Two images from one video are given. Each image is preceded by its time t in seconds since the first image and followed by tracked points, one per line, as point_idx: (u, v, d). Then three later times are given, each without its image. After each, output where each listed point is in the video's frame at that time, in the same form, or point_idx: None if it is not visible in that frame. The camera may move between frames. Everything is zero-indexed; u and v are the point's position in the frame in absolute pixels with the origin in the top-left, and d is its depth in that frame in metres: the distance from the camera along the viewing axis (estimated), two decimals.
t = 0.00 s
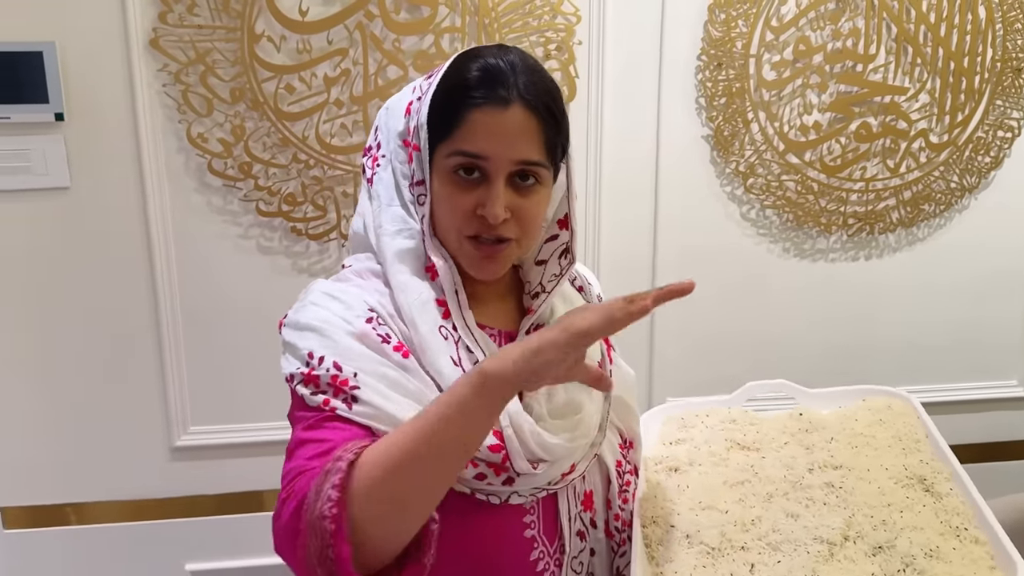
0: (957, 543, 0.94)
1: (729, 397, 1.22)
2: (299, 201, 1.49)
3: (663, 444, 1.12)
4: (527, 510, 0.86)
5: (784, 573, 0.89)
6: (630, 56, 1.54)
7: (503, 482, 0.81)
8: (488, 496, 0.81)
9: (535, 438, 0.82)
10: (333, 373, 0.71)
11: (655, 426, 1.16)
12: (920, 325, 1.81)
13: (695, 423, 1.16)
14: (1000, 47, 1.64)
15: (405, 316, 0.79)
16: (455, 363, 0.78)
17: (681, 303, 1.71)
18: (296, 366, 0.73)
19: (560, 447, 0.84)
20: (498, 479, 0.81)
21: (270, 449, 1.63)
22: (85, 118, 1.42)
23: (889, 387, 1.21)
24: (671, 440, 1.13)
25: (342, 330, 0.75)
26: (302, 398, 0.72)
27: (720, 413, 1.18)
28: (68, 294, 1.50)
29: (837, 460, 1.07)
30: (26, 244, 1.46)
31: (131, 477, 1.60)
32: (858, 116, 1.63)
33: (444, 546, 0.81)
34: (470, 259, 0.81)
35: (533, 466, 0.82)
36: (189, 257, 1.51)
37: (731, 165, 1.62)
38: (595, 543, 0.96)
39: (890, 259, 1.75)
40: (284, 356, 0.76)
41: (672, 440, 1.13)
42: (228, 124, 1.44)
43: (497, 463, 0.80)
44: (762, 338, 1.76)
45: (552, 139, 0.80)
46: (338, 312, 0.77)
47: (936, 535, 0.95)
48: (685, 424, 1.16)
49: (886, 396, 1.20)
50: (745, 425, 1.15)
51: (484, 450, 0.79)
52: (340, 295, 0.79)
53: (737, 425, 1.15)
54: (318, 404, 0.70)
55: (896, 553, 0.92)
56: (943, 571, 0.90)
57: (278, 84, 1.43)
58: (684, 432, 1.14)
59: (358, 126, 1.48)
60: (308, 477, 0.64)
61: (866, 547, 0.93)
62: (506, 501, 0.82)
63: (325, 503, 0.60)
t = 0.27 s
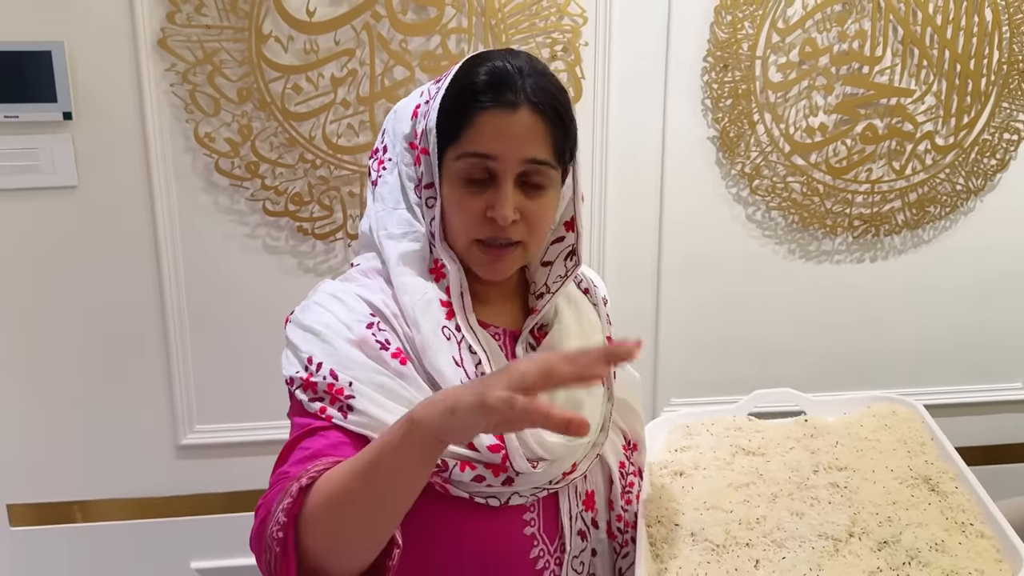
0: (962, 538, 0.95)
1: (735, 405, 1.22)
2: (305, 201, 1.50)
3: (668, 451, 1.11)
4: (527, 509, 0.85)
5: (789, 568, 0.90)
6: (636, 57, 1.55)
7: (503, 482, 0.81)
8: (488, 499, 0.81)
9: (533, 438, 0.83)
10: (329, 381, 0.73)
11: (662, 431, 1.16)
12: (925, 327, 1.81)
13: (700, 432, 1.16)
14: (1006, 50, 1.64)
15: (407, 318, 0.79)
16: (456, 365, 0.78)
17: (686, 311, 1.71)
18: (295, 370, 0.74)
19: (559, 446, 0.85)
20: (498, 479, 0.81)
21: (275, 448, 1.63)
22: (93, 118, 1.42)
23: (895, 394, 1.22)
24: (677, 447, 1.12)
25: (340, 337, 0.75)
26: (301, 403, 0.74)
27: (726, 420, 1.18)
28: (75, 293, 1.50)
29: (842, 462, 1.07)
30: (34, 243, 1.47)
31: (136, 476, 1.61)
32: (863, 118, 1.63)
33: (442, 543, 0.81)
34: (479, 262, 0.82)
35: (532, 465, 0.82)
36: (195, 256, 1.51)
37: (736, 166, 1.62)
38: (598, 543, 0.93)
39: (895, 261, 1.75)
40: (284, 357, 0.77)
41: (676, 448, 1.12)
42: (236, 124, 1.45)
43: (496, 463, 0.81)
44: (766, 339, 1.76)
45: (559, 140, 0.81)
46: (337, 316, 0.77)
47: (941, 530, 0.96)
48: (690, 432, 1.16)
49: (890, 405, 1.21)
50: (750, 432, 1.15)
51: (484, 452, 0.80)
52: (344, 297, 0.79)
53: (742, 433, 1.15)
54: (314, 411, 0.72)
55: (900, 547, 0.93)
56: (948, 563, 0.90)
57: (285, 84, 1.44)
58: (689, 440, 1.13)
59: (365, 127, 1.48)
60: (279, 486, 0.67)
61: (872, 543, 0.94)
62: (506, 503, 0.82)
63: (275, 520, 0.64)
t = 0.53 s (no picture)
0: (969, 538, 0.95)
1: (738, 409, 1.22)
2: (311, 203, 1.50)
3: (672, 451, 1.11)
4: (529, 508, 0.85)
5: (798, 565, 0.90)
6: (642, 61, 1.55)
7: (503, 479, 0.81)
8: (488, 495, 0.81)
9: (535, 438, 0.82)
10: (336, 368, 0.72)
11: (666, 434, 1.16)
12: (930, 330, 1.81)
13: (704, 432, 1.16)
14: (1012, 53, 1.64)
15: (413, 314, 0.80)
16: (460, 360, 0.78)
17: (691, 314, 1.72)
18: (301, 355, 0.74)
19: (560, 446, 0.84)
20: (497, 476, 0.80)
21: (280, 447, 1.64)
22: (101, 119, 1.43)
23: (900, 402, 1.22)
24: (681, 448, 1.12)
25: (347, 327, 0.75)
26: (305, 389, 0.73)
27: (730, 422, 1.18)
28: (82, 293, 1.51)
29: (847, 463, 1.08)
30: (42, 243, 1.47)
31: (142, 475, 1.61)
32: (869, 121, 1.63)
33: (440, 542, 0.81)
34: (475, 252, 0.81)
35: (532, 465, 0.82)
36: (202, 257, 1.52)
37: (742, 169, 1.63)
38: (600, 544, 0.94)
39: (900, 264, 1.75)
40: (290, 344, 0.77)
41: (681, 448, 1.12)
42: (243, 125, 1.45)
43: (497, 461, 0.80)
44: (771, 341, 1.76)
45: (556, 132, 0.81)
46: (346, 308, 0.77)
47: (948, 530, 0.96)
48: (694, 433, 1.16)
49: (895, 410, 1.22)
50: (754, 434, 1.15)
51: (484, 449, 0.78)
52: (351, 291, 0.80)
53: (746, 435, 1.15)
54: (318, 396, 0.71)
55: (908, 546, 0.93)
56: (956, 562, 0.91)
57: (292, 86, 1.44)
58: (693, 441, 1.14)
59: (372, 128, 1.49)
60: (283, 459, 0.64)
61: (879, 542, 0.94)
62: (506, 500, 0.82)
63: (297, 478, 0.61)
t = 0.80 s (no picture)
0: (975, 538, 0.95)
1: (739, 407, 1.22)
2: (317, 204, 1.50)
3: (675, 452, 1.11)
4: (534, 509, 0.85)
5: (806, 567, 0.90)
6: (648, 63, 1.55)
7: (504, 478, 0.81)
8: (491, 494, 0.82)
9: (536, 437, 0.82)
10: (332, 375, 0.73)
11: (668, 434, 1.16)
12: (935, 333, 1.80)
13: (706, 433, 1.16)
14: (1018, 56, 1.64)
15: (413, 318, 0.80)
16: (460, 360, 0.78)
17: (695, 316, 1.72)
18: (297, 359, 0.76)
19: (562, 446, 0.84)
20: (498, 475, 0.81)
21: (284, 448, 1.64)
22: (107, 119, 1.43)
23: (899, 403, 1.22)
24: (684, 448, 1.12)
25: (344, 331, 0.76)
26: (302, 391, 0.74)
27: (731, 423, 1.18)
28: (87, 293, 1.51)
29: (851, 464, 1.08)
30: (48, 243, 1.48)
31: (147, 475, 1.62)
32: (875, 123, 1.63)
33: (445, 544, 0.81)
34: (477, 247, 0.81)
35: (532, 463, 0.82)
36: (208, 257, 1.52)
37: (747, 171, 1.62)
38: (605, 545, 0.94)
39: (906, 267, 1.75)
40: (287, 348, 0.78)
41: (684, 448, 1.12)
42: (248, 126, 1.45)
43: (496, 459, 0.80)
44: (776, 344, 1.76)
45: (568, 138, 0.81)
46: (342, 312, 0.78)
47: (953, 531, 0.96)
48: (695, 433, 1.16)
49: (895, 409, 1.22)
50: (755, 434, 1.15)
51: (484, 448, 0.79)
52: (349, 294, 0.80)
53: (748, 434, 1.15)
54: (313, 401, 0.73)
55: (915, 547, 0.93)
56: (963, 563, 0.91)
57: (298, 87, 1.44)
58: (695, 441, 1.14)
59: (377, 130, 1.49)
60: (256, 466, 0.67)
61: (885, 542, 0.94)
62: (510, 499, 0.82)
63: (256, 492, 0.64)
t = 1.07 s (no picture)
0: (923, 566, 0.99)
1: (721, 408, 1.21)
2: (302, 203, 1.50)
3: (650, 457, 1.10)
4: (494, 511, 0.86)
5: None
6: (631, 63, 1.56)
7: (466, 480, 0.81)
8: (449, 494, 0.82)
9: (505, 441, 0.82)
10: (307, 352, 0.72)
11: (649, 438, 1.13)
12: (915, 331, 1.82)
13: (687, 437, 1.13)
14: (996, 57, 1.66)
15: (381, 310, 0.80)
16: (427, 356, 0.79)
17: (678, 315, 1.73)
18: (272, 345, 0.74)
19: (529, 449, 0.84)
20: (462, 476, 0.81)
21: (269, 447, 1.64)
22: (90, 118, 1.43)
23: (883, 403, 1.22)
24: (659, 454, 1.10)
25: (319, 315, 0.76)
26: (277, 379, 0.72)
27: (713, 424, 1.17)
28: (71, 292, 1.51)
29: (817, 476, 1.08)
30: (31, 242, 1.47)
31: (129, 474, 1.61)
32: (856, 123, 1.65)
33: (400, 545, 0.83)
34: (446, 240, 0.81)
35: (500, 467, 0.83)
36: (192, 256, 1.52)
37: (730, 171, 1.64)
38: (568, 551, 0.95)
39: (886, 266, 1.77)
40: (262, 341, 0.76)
41: (659, 454, 1.10)
42: (233, 125, 1.46)
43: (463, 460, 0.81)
44: (758, 342, 1.77)
45: (516, 112, 0.81)
46: (316, 299, 0.77)
47: (903, 557, 1.00)
48: (674, 436, 1.13)
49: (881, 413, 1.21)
50: (733, 439, 1.14)
51: (452, 447, 0.80)
52: (320, 286, 0.80)
53: (725, 441, 1.13)
54: (289, 378, 0.71)
55: None
56: None
57: (283, 86, 1.45)
58: (672, 446, 1.12)
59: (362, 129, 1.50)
60: (253, 450, 0.64)
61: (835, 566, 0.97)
62: (467, 500, 0.83)
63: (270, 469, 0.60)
